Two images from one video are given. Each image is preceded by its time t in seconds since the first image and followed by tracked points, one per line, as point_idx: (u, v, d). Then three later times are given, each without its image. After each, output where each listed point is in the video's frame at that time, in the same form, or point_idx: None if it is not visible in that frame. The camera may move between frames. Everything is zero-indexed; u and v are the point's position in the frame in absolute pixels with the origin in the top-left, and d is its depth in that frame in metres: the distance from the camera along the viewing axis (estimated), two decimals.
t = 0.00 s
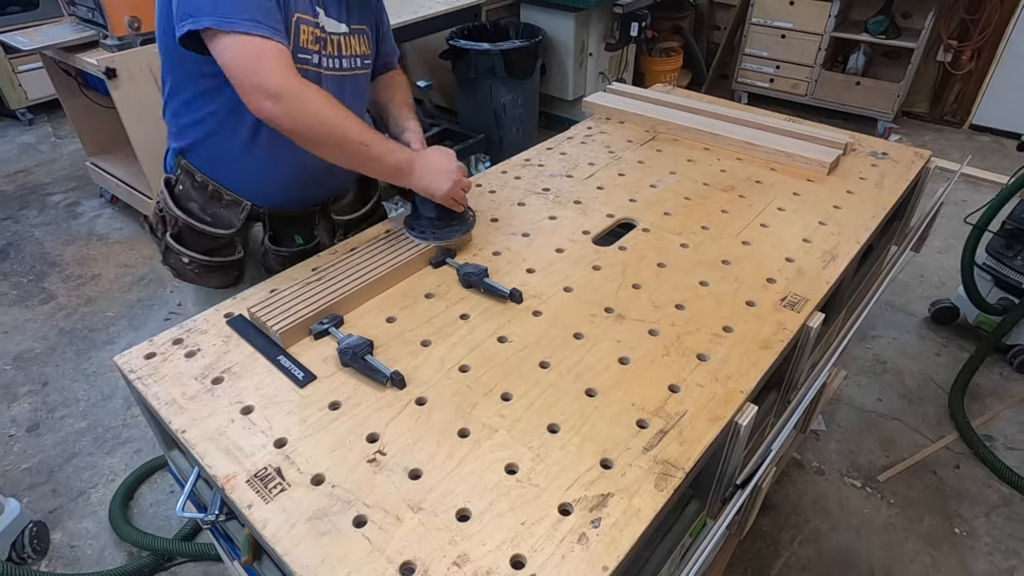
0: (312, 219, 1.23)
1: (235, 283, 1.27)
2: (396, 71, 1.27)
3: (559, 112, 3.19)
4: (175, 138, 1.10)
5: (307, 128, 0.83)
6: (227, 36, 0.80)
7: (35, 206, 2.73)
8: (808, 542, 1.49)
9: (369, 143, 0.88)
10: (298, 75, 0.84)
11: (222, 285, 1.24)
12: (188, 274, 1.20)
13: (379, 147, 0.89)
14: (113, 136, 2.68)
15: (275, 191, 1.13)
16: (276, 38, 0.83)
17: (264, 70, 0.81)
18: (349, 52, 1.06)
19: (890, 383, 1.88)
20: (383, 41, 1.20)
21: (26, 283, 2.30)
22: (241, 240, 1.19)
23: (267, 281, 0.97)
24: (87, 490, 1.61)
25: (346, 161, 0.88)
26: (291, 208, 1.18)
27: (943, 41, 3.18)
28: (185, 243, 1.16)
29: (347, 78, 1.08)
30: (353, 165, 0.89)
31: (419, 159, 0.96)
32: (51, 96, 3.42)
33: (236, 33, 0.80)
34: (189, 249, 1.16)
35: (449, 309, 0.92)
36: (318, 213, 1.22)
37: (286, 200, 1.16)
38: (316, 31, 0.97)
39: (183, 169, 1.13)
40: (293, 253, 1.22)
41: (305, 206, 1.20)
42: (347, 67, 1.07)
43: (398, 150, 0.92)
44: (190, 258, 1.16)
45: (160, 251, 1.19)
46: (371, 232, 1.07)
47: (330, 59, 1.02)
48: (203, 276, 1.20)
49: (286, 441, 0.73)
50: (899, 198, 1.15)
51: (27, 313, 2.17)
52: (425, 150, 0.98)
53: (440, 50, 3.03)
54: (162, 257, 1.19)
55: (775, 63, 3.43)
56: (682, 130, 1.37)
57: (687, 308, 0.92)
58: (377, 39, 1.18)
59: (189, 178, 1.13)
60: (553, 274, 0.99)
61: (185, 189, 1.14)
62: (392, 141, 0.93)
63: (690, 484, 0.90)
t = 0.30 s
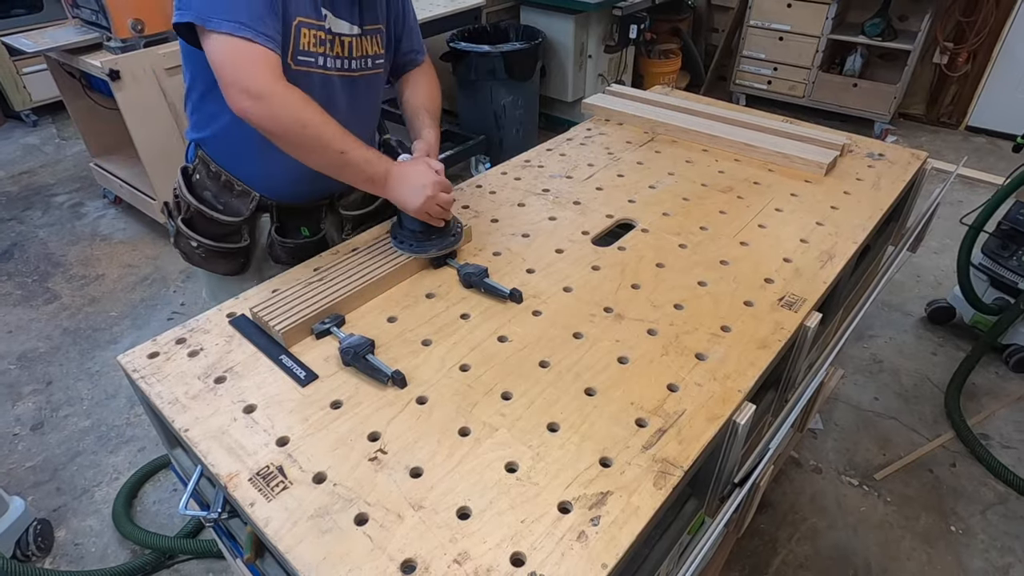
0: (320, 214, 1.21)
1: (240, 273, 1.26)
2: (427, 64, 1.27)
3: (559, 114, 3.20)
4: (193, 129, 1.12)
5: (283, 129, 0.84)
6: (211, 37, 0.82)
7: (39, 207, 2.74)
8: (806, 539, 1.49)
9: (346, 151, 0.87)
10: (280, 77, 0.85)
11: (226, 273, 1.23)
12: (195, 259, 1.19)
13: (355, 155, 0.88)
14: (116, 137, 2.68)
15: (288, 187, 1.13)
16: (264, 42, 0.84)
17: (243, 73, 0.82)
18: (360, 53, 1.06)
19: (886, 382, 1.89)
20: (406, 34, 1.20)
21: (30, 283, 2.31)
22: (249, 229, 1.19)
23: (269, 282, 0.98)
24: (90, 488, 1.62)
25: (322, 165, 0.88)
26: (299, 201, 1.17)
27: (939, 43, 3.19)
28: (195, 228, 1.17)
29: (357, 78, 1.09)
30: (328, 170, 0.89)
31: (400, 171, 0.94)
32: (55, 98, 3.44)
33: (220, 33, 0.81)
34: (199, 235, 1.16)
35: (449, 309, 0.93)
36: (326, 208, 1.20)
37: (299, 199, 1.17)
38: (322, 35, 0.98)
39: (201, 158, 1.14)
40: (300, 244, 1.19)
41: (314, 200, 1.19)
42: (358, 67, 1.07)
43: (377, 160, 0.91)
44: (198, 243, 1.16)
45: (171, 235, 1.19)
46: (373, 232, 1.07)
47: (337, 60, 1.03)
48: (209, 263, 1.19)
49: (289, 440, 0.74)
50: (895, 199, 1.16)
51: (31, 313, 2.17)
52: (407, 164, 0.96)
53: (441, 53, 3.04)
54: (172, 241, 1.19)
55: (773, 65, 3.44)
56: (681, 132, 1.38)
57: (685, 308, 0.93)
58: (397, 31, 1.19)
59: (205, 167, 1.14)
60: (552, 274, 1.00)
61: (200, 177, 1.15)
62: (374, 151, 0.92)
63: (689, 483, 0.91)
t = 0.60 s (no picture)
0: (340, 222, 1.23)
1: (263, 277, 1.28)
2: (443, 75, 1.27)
3: (558, 115, 3.21)
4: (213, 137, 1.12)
5: (282, 143, 0.84)
6: (225, 43, 0.81)
7: (43, 208, 2.75)
8: (804, 537, 1.50)
9: (345, 161, 0.88)
10: (279, 88, 0.84)
11: (251, 279, 1.25)
12: (220, 267, 1.20)
13: (353, 165, 0.89)
14: (120, 139, 2.69)
15: (308, 198, 1.14)
16: (268, 50, 0.83)
17: (246, 86, 0.82)
18: (387, 68, 1.08)
19: (883, 381, 1.90)
20: (429, 43, 1.21)
21: (34, 283, 2.32)
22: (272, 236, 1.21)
23: (271, 282, 0.99)
24: (94, 486, 1.62)
25: (322, 175, 0.88)
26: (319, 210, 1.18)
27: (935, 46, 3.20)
28: (219, 237, 1.17)
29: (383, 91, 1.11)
30: (327, 180, 0.89)
31: (395, 176, 0.94)
32: (59, 99, 3.46)
33: (240, 44, 0.81)
34: (224, 244, 1.17)
35: (450, 309, 0.94)
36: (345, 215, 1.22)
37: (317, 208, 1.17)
38: (354, 50, 0.99)
39: (220, 165, 1.13)
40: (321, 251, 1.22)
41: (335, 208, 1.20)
42: (382, 83, 1.10)
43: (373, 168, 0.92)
44: (225, 252, 1.16)
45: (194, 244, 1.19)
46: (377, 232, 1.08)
47: (365, 75, 1.05)
48: (235, 271, 1.20)
49: (291, 439, 0.75)
50: (892, 200, 1.17)
51: (35, 313, 2.18)
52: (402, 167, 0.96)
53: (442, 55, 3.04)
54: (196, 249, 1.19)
55: (771, 67, 3.45)
56: (679, 133, 1.39)
57: (684, 308, 0.94)
58: (420, 43, 1.20)
59: (225, 175, 1.13)
60: (552, 274, 1.01)
61: (220, 185, 1.14)
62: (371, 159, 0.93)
63: (687, 481, 0.91)
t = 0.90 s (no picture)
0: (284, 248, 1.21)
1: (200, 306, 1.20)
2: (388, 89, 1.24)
3: (557, 117, 3.22)
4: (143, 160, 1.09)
5: (216, 156, 0.81)
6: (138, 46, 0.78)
7: (47, 208, 2.76)
8: (801, 535, 1.51)
9: (280, 181, 0.85)
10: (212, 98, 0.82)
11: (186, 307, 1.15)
12: (155, 297, 1.12)
13: (286, 188, 0.86)
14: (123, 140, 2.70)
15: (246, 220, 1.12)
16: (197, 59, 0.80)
17: (171, 96, 0.78)
18: (321, 80, 1.08)
19: (880, 380, 1.91)
20: (371, 56, 1.20)
21: (38, 283, 2.33)
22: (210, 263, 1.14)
23: (272, 281, 1.00)
24: (98, 484, 1.63)
25: (253, 194, 0.85)
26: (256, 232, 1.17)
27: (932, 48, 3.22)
28: (150, 265, 1.08)
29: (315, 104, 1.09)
30: (261, 198, 0.86)
31: (332, 205, 0.92)
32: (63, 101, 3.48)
33: (155, 44, 0.77)
34: (155, 272, 1.08)
35: (451, 309, 0.95)
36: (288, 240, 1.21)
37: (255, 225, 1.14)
38: (285, 59, 0.98)
39: (150, 187, 1.09)
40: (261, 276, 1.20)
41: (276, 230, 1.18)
42: (315, 95, 1.08)
43: (312, 192, 0.89)
44: (157, 280, 1.08)
45: (125, 274, 1.10)
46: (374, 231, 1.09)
47: (294, 87, 1.03)
48: (169, 300, 1.12)
49: (293, 437, 0.75)
50: (888, 201, 1.18)
51: (39, 313, 2.19)
52: (343, 194, 0.94)
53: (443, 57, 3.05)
54: (127, 280, 1.10)
55: (769, 69, 3.46)
56: (677, 134, 1.40)
57: (682, 308, 0.95)
58: (361, 54, 1.18)
59: (155, 197, 1.09)
60: (552, 274, 1.02)
61: (150, 208, 1.09)
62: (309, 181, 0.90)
63: (686, 479, 0.92)
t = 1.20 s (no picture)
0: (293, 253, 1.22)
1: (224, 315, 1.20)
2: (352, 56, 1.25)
3: (556, 118, 3.23)
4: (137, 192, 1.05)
5: (254, 185, 0.81)
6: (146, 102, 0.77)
7: (51, 209, 2.77)
8: (798, 533, 1.52)
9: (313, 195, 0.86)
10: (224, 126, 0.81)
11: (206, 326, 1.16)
12: (176, 322, 1.12)
13: (318, 199, 0.86)
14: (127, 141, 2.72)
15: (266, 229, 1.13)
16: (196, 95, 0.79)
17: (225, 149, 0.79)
18: (296, 70, 1.06)
19: (877, 379, 1.92)
20: (330, 28, 1.19)
21: (43, 283, 2.34)
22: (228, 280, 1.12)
23: (274, 282, 1.01)
24: (102, 482, 1.64)
25: (287, 217, 0.86)
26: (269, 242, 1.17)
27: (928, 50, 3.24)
28: (170, 291, 1.08)
29: (299, 99, 1.08)
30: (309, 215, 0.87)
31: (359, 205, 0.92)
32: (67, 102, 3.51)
33: (149, 97, 0.76)
34: (176, 297, 1.08)
35: (451, 309, 0.96)
36: (298, 243, 1.21)
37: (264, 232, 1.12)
38: (262, 57, 0.98)
39: (151, 212, 1.06)
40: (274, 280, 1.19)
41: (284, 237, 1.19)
42: (291, 88, 1.06)
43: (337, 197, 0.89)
44: (178, 306, 1.08)
45: (141, 302, 1.10)
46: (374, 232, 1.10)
47: (280, 83, 1.03)
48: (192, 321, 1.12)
49: (294, 436, 0.76)
50: (885, 201, 1.19)
51: (43, 313, 2.20)
52: (367, 192, 0.95)
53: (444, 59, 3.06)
54: (144, 308, 1.10)
55: (767, 70, 3.47)
56: (676, 136, 1.41)
57: (681, 308, 0.96)
58: (320, 26, 1.17)
59: (159, 222, 1.06)
60: (552, 275, 1.02)
61: (155, 233, 1.06)
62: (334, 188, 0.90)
63: (684, 478, 0.93)
